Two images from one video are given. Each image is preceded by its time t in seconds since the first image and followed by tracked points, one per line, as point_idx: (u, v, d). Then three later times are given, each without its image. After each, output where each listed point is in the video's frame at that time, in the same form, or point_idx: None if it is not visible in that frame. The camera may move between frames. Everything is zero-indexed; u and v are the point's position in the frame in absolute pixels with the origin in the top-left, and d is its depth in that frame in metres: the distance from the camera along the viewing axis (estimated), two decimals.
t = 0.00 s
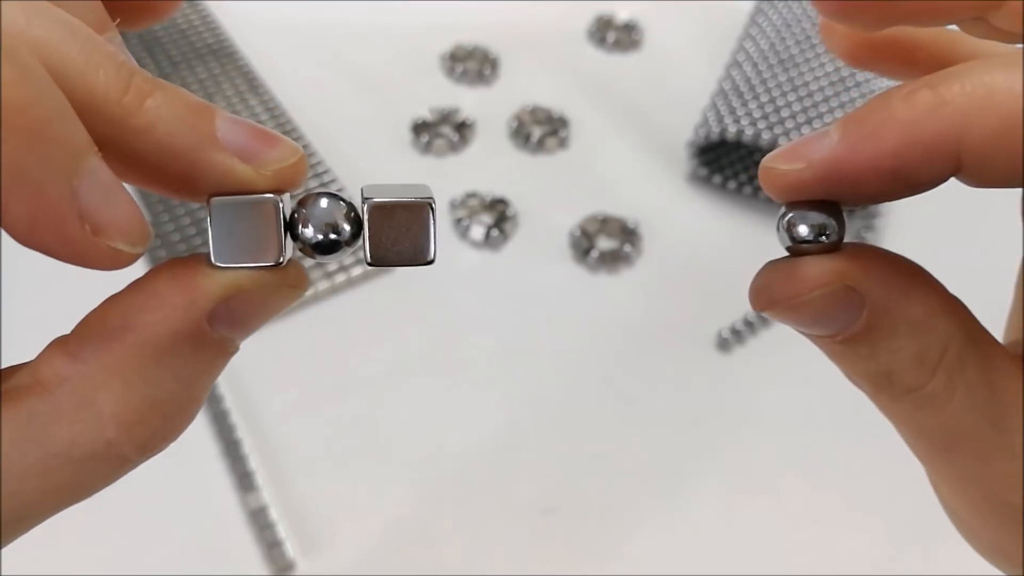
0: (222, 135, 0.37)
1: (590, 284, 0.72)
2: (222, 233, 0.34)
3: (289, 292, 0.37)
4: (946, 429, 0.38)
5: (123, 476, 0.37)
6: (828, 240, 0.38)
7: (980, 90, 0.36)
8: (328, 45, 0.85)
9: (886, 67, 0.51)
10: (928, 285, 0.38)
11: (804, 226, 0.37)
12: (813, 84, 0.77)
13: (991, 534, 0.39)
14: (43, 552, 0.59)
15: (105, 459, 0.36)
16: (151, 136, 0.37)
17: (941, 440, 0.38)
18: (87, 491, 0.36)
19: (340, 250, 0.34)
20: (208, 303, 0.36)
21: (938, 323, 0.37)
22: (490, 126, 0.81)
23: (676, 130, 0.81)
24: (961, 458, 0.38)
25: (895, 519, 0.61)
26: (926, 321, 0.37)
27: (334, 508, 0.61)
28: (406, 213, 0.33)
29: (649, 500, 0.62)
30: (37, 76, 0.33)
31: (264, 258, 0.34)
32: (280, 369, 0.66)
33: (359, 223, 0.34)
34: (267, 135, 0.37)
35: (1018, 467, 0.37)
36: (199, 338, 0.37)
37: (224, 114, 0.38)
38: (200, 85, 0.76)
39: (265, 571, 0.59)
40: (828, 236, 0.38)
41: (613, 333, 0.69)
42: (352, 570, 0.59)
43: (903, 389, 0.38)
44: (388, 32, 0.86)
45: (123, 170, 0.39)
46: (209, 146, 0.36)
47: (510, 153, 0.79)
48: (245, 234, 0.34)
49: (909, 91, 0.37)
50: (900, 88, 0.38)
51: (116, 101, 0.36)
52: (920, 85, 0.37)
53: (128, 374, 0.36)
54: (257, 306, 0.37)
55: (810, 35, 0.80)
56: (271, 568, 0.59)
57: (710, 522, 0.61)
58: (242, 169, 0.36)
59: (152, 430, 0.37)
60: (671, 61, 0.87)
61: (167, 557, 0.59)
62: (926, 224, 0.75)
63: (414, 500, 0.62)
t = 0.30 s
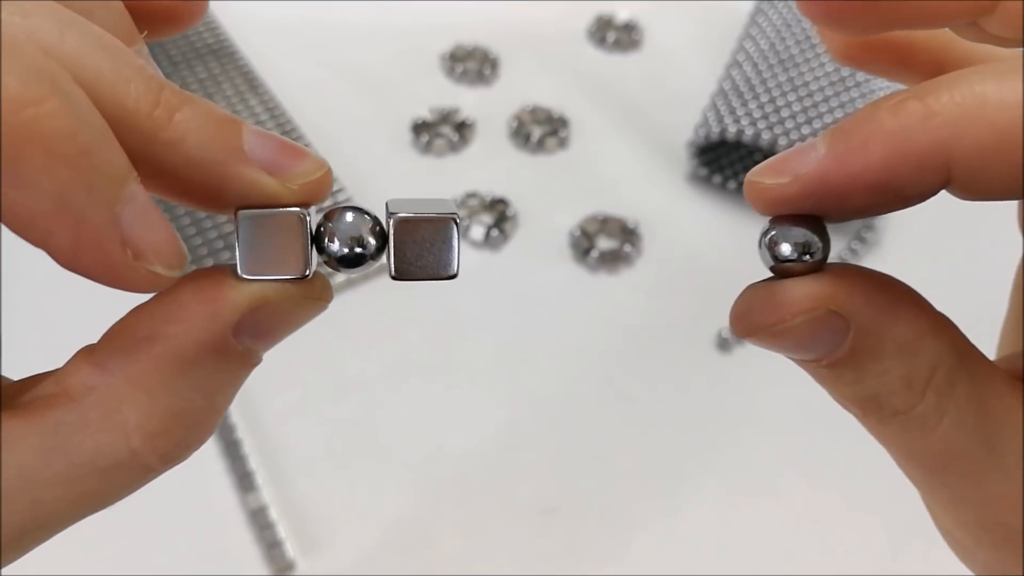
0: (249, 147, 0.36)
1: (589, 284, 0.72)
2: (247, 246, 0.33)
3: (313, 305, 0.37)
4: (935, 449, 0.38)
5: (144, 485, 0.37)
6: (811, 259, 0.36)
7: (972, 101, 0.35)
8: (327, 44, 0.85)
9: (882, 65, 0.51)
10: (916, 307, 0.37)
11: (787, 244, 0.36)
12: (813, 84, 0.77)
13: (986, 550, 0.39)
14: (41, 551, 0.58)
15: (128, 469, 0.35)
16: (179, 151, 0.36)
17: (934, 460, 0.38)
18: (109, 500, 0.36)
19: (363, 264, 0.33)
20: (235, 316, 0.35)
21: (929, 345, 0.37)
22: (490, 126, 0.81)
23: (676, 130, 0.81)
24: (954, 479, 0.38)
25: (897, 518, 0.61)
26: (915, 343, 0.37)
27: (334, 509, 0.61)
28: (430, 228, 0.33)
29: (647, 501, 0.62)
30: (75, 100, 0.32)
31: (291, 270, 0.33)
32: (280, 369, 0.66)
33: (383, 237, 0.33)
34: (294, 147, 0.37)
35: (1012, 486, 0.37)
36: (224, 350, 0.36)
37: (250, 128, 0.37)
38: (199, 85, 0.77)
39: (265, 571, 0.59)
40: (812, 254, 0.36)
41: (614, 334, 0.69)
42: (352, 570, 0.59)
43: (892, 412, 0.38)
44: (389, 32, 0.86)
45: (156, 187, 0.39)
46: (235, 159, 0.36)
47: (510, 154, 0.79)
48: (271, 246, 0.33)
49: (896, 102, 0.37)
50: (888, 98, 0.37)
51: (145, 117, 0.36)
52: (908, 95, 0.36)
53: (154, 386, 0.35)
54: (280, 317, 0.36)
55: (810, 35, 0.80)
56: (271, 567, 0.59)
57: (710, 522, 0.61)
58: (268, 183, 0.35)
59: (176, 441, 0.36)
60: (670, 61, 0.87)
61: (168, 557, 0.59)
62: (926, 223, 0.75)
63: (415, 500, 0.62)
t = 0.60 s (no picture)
0: (279, 162, 0.36)
1: (590, 284, 0.72)
2: (276, 259, 0.33)
3: (340, 317, 0.36)
4: (909, 456, 0.38)
5: (170, 493, 0.37)
6: (778, 274, 0.36)
7: (934, 118, 0.34)
8: (327, 44, 0.85)
9: (861, 76, 0.51)
10: (886, 317, 0.37)
11: (752, 260, 0.35)
12: (813, 84, 0.77)
13: (966, 554, 0.41)
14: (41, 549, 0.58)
15: (154, 479, 0.35)
16: (210, 165, 0.36)
17: (908, 465, 0.39)
18: (135, 508, 0.36)
19: (390, 277, 0.34)
20: (261, 328, 0.35)
21: (901, 355, 0.36)
22: (490, 126, 0.81)
23: (675, 131, 0.82)
24: (928, 482, 0.39)
25: (897, 519, 0.61)
26: (887, 353, 0.36)
27: (334, 509, 0.61)
28: (456, 242, 0.33)
29: (646, 501, 0.62)
30: (121, 123, 0.33)
31: (317, 283, 0.34)
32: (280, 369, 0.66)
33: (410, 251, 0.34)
34: (323, 162, 0.37)
35: (987, 493, 0.38)
36: (251, 362, 0.36)
37: (280, 142, 0.37)
38: (199, 84, 0.77)
39: (266, 571, 0.59)
40: (778, 270, 0.36)
41: (614, 335, 0.69)
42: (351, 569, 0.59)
43: (866, 421, 0.38)
44: (389, 32, 0.87)
45: (193, 204, 0.39)
46: (264, 172, 0.36)
47: (510, 154, 0.80)
48: (298, 259, 0.33)
49: (862, 118, 0.36)
50: (854, 113, 0.36)
51: (178, 132, 0.36)
52: (873, 111, 0.36)
53: (181, 397, 0.35)
54: (305, 330, 0.36)
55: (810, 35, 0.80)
56: (271, 567, 0.59)
57: (710, 522, 0.61)
58: (296, 197, 0.35)
59: (202, 451, 0.36)
60: (670, 62, 0.87)
61: (167, 556, 0.59)
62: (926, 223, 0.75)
63: (414, 499, 0.62)
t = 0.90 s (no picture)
0: (278, 160, 0.36)
1: (589, 284, 0.72)
2: (275, 257, 0.33)
3: (338, 315, 0.36)
4: (909, 458, 0.38)
5: (168, 491, 0.37)
6: (771, 279, 0.36)
7: (928, 121, 0.34)
8: (327, 44, 0.85)
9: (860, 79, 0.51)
10: (884, 320, 0.37)
11: (745, 266, 0.35)
12: (813, 84, 0.77)
13: (963, 556, 0.40)
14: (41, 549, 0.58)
15: (152, 477, 0.35)
16: (210, 164, 0.36)
17: (908, 468, 0.39)
18: (132, 506, 0.36)
19: (388, 275, 0.34)
20: (260, 326, 0.35)
21: (899, 359, 0.37)
22: (490, 125, 0.81)
23: (675, 130, 0.82)
24: (928, 485, 0.39)
25: (898, 519, 0.61)
26: (885, 357, 0.36)
27: (333, 508, 0.61)
28: (455, 241, 0.33)
29: (647, 501, 0.62)
30: (123, 126, 0.33)
31: (316, 281, 0.34)
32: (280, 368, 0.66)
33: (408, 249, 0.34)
34: (323, 161, 0.37)
35: (982, 497, 0.38)
36: (250, 360, 0.36)
37: (279, 141, 0.37)
38: (199, 84, 0.77)
39: (265, 571, 0.59)
40: (772, 275, 0.36)
41: (613, 335, 0.69)
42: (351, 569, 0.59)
43: (864, 424, 0.38)
44: (389, 32, 0.87)
45: (192, 202, 0.39)
46: (264, 172, 0.36)
47: (510, 153, 0.80)
48: (296, 258, 0.33)
49: (857, 122, 0.36)
50: (850, 117, 0.36)
51: (176, 130, 0.36)
52: (868, 115, 0.36)
53: (180, 395, 0.35)
54: (304, 329, 0.36)
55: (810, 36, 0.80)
56: (271, 567, 0.59)
57: (709, 522, 0.61)
58: (296, 197, 0.35)
59: (200, 449, 0.36)
60: (670, 61, 0.87)
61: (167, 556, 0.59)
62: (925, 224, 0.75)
63: (414, 499, 0.62)
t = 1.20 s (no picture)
0: (272, 153, 0.37)
1: (589, 284, 0.73)
2: (271, 250, 0.33)
3: (333, 306, 0.36)
4: (911, 458, 0.38)
5: (165, 483, 0.37)
6: (769, 278, 0.36)
7: (931, 121, 0.34)
8: (328, 44, 0.85)
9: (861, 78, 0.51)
10: (885, 319, 0.37)
11: (743, 265, 0.36)
12: (813, 84, 0.77)
13: (964, 557, 0.40)
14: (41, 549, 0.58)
15: (149, 469, 0.35)
16: (205, 156, 0.36)
17: (910, 468, 0.39)
18: (129, 498, 0.36)
19: (382, 267, 0.33)
20: (255, 317, 0.35)
21: (901, 358, 0.37)
22: (490, 126, 0.81)
23: (675, 132, 0.82)
24: (930, 486, 0.39)
25: (899, 520, 0.61)
26: (887, 355, 0.36)
27: (333, 509, 0.61)
28: (447, 233, 0.33)
29: (646, 500, 0.62)
30: (121, 120, 0.33)
31: (311, 273, 0.34)
32: (280, 367, 0.66)
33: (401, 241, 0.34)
34: (316, 154, 0.37)
35: (985, 496, 0.38)
36: (245, 351, 0.36)
37: (274, 134, 0.37)
38: (199, 84, 0.77)
39: (266, 571, 0.59)
40: (770, 274, 0.36)
41: (613, 334, 0.70)
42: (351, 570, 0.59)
43: (866, 423, 0.38)
44: (389, 33, 0.87)
45: (188, 196, 0.39)
46: (258, 164, 0.36)
47: (510, 154, 0.80)
48: (292, 250, 0.33)
49: (860, 122, 0.36)
50: (853, 117, 0.36)
51: (172, 124, 0.36)
52: (871, 115, 0.36)
53: (176, 386, 0.35)
54: (299, 320, 0.36)
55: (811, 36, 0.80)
56: (271, 568, 0.59)
57: (708, 522, 0.61)
58: (290, 189, 0.35)
59: (197, 441, 0.36)
60: (670, 61, 0.87)
61: (167, 555, 0.59)
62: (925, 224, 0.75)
63: (414, 500, 0.62)
